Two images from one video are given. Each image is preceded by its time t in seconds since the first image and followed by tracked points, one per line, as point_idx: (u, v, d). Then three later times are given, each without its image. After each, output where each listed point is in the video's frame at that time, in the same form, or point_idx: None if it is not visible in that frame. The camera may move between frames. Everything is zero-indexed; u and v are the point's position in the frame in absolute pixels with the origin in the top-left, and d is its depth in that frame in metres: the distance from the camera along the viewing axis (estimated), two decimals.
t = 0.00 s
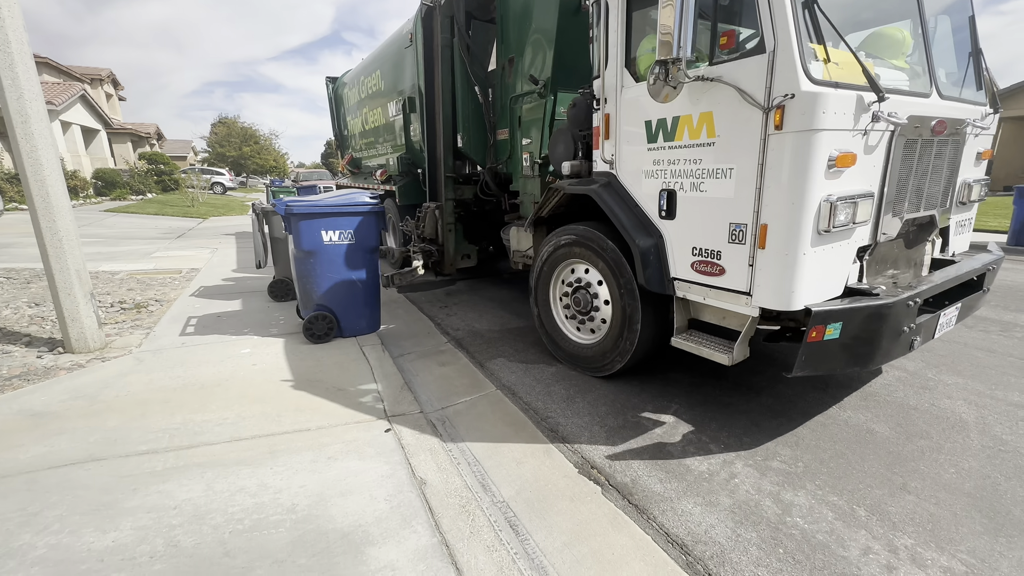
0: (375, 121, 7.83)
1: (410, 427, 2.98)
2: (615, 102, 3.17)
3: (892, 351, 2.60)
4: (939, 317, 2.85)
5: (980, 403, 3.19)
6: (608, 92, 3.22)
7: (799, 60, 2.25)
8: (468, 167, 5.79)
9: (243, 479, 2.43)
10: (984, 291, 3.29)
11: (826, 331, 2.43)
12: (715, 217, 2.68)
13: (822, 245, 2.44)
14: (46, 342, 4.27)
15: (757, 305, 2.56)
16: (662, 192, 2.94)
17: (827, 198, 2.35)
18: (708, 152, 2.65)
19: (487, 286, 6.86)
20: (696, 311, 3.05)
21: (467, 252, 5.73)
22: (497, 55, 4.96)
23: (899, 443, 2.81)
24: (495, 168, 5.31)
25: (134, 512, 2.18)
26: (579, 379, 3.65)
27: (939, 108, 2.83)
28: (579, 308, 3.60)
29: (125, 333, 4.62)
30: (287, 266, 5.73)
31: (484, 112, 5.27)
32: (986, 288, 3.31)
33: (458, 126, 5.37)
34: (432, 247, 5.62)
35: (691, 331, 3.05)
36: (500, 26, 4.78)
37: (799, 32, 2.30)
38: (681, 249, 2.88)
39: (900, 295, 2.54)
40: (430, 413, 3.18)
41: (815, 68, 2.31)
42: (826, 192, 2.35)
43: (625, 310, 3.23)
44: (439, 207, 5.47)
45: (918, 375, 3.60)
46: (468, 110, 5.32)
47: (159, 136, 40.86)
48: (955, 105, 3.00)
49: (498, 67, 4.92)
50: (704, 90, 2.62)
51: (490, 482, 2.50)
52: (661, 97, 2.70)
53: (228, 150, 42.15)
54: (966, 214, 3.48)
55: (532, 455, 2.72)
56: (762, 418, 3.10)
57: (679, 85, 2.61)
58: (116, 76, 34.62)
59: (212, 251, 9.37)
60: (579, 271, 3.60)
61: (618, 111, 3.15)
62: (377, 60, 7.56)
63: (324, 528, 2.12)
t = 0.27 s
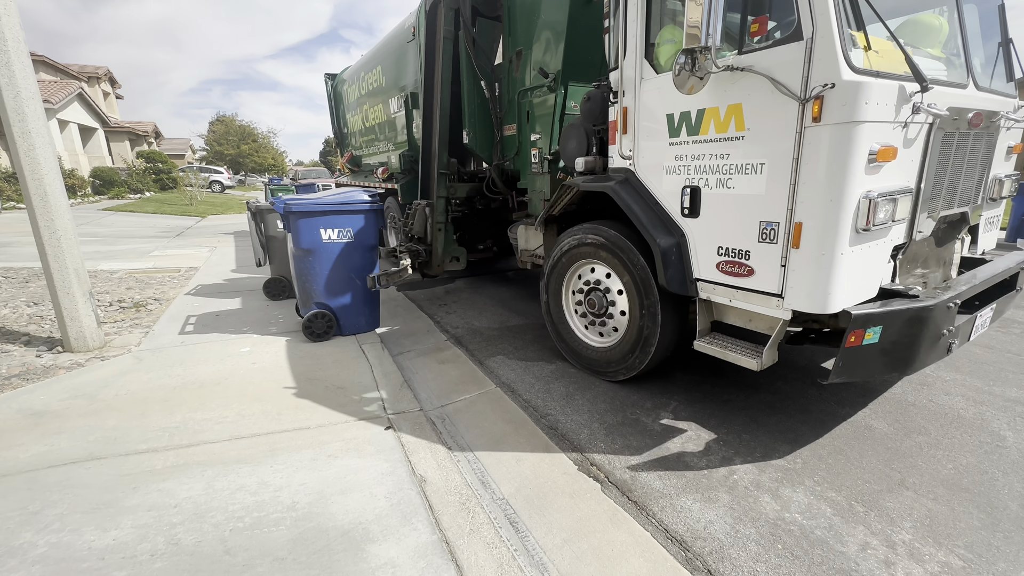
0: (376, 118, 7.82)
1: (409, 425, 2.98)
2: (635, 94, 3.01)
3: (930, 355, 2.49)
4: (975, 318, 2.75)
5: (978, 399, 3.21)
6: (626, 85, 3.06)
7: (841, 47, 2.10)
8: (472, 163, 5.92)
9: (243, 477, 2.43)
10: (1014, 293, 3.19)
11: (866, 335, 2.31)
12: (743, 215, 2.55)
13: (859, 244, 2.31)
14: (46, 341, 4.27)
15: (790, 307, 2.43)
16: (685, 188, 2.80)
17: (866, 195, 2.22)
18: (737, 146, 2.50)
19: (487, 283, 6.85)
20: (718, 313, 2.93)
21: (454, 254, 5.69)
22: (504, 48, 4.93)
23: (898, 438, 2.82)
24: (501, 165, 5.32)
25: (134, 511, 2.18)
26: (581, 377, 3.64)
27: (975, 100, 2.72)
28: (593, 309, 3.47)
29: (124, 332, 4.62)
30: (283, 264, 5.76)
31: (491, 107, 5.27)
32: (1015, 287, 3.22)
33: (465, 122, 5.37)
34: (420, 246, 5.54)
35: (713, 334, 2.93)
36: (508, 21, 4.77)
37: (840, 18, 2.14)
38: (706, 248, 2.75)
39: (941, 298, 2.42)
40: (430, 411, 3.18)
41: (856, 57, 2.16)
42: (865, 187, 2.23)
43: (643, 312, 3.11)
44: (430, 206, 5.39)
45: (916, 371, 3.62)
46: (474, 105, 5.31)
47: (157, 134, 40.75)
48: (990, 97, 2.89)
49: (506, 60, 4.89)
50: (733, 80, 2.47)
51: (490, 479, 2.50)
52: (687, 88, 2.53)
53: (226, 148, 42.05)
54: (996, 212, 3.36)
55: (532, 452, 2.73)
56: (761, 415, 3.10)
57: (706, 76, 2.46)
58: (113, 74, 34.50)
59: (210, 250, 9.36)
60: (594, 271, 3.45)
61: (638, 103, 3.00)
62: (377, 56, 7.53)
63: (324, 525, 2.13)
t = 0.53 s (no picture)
0: (378, 117, 7.82)
1: (410, 425, 2.98)
2: (650, 91, 2.92)
3: (964, 361, 2.39)
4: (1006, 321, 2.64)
5: (978, 398, 3.21)
6: (641, 81, 2.97)
7: (874, 39, 2.01)
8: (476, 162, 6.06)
9: (244, 477, 2.44)
10: None
11: (897, 340, 2.23)
12: (766, 216, 2.46)
13: (890, 245, 2.22)
14: (47, 341, 4.28)
15: (816, 311, 2.34)
16: (705, 187, 2.71)
17: (899, 193, 2.12)
18: (760, 144, 2.41)
19: (487, 283, 6.84)
20: (738, 316, 2.85)
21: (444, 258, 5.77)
22: (511, 45, 4.90)
23: (898, 437, 2.82)
24: (506, 164, 5.33)
25: (136, 511, 2.19)
26: (584, 377, 3.64)
27: (1005, 96, 2.61)
28: (605, 311, 3.37)
29: (125, 332, 4.62)
30: (274, 266, 5.73)
31: (497, 105, 5.27)
32: None
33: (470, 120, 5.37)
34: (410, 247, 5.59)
35: (731, 337, 2.89)
36: (515, 17, 4.73)
37: (873, 9, 2.05)
38: (726, 249, 2.68)
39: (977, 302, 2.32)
40: (430, 410, 3.18)
41: (890, 49, 2.07)
42: (897, 186, 2.13)
43: (659, 315, 3.03)
44: (422, 206, 5.49)
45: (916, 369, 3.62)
46: (481, 103, 5.31)
47: (157, 134, 40.75)
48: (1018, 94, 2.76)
49: (512, 57, 4.87)
50: (756, 75, 2.38)
51: (491, 479, 2.51)
52: (708, 85, 2.43)
53: (227, 148, 42.06)
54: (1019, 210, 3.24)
55: (533, 452, 2.73)
56: (761, 414, 3.10)
57: (729, 69, 2.38)
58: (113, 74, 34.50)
59: (210, 250, 9.36)
60: (610, 272, 3.35)
61: (654, 100, 2.92)
62: (379, 54, 7.53)
63: (326, 525, 2.13)
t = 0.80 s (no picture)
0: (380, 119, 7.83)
1: (411, 427, 2.97)
2: (664, 91, 2.88)
3: (991, 368, 2.33)
4: None
5: (979, 399, 3.20)
6: (653, 81, 2.93)
7: (902, 35, 1.94)
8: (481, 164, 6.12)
9: (245, 479, 2.43)
10: None
11: (928, 347, 2.15)
12: (785, 219, 2.40)
13: (916, 249, 2.16)
14: (48, 343, 4.28)
15: (839, 316, 2.28)
16: (721, 190, 2.65)
17: (927, 195, 2.06)
18: (779, 144, 2.35)
19: (488, 285, 6.84)
20: (754, 321, 2.78)
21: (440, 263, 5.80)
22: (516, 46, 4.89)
23: (899, 439, 2.82)
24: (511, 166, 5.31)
25: (137, 513, 2.18)
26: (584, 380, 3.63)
27: None
28: (615, 316, 3.33)
29: (125, 334, 4.63)
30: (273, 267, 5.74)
31: (502, 107, 5.26)
32: None
33: (475, 121, 5.36)
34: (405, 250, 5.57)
35: (747, 343, 2.81)
36: (521, 18, 4.73)
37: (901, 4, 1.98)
38: (743, 253, 2.61)
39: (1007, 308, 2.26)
40: (431, 413, 3.18)
41: (917, 45, 2.00)
42: (925, 187, 2.06)
43: (672, 321, 2.98)
44: (418, 209, 5.47)
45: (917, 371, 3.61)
46: (486, 104, 5.30)
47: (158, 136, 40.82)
48: None
49: (518, 58, 4.86)
50: (776, 73, 2.31)
51: (491, 481, 2.50)
52: (725, 83, 2.37)
53: (228, 151, 42.14)
54: None
55: (533, 454, 2.72)
56: (762, 416, 3.10)
57: (748, 67, 2.28)
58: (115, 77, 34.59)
59: (211, 252, 9.38)
60: (624, 276, 3.27)
61: (667, 101, 2.87)
62: (381, 56, 7.54)
63: (327, 527, 2.13)
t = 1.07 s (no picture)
0: (382, 123, 7.84)
1: (410, 433, 2.96)
2: (676, 96, 2.88)
3: (1017, 379, 2.30)
4: None
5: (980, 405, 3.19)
6: (664, 85, 2.93)
7: (928, 38, 1.92)
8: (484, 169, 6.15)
9: (243, 485, 2.42)
10: None
11: (953, 357, 2.13)
12: (803, 224, 2.38)
13: (941, 256, 2.13)
14: (47, 348, 4.28)
15: (861, 326, 2.25)
16: (737, 196, 2.64)
17: (953, 201, 2.03)
18: (798, 149, 2.34)
19: (488, 290, 6.84)
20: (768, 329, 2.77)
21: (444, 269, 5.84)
22: (521, 50, 4.89)
23: (900, 444, 2.81)
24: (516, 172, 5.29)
25: (134, 520, 2.17)
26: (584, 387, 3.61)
27: None
28: (624, 324, 3.32)
29: (125, 339, 4.62)
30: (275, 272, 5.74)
31: (506, 111, 5.24)
32: None
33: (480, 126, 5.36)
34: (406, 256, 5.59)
35: (763, 352, 2.80)
36: (528, 22, 4.71)
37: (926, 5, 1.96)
38: (758, 259, 2.60)
39: None
40: (431, 418, 3.17)
41: (942, 47, 1.98)
42: (950, 192, 2.04)
43: (685, 331, 2.94)
44: (421, 215, 5.49)
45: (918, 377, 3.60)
46: (491, 110, 5.29)
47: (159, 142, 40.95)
48: None
49: (523, 62, 4.85)
50: (794, 77, 2.30)
51: (491, 487, 2.49)
52: (742, 87, 2.31)
53: (229, 156, 42.24)
54: None
55: (533, 460, 2.71)
56: (763, 422, 3.09)
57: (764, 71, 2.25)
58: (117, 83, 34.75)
59: (211, 257, 9.39)
60: (637, 285, 3.22)
61: (679, 106, 2.87)
62: (383, 61, 7.56)
63: (325, 534, 2.12)
